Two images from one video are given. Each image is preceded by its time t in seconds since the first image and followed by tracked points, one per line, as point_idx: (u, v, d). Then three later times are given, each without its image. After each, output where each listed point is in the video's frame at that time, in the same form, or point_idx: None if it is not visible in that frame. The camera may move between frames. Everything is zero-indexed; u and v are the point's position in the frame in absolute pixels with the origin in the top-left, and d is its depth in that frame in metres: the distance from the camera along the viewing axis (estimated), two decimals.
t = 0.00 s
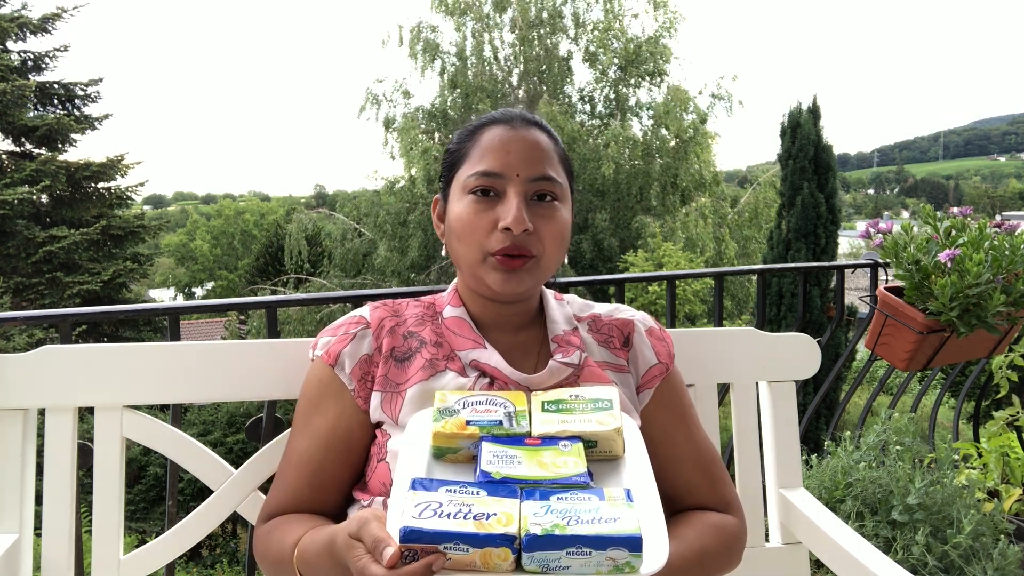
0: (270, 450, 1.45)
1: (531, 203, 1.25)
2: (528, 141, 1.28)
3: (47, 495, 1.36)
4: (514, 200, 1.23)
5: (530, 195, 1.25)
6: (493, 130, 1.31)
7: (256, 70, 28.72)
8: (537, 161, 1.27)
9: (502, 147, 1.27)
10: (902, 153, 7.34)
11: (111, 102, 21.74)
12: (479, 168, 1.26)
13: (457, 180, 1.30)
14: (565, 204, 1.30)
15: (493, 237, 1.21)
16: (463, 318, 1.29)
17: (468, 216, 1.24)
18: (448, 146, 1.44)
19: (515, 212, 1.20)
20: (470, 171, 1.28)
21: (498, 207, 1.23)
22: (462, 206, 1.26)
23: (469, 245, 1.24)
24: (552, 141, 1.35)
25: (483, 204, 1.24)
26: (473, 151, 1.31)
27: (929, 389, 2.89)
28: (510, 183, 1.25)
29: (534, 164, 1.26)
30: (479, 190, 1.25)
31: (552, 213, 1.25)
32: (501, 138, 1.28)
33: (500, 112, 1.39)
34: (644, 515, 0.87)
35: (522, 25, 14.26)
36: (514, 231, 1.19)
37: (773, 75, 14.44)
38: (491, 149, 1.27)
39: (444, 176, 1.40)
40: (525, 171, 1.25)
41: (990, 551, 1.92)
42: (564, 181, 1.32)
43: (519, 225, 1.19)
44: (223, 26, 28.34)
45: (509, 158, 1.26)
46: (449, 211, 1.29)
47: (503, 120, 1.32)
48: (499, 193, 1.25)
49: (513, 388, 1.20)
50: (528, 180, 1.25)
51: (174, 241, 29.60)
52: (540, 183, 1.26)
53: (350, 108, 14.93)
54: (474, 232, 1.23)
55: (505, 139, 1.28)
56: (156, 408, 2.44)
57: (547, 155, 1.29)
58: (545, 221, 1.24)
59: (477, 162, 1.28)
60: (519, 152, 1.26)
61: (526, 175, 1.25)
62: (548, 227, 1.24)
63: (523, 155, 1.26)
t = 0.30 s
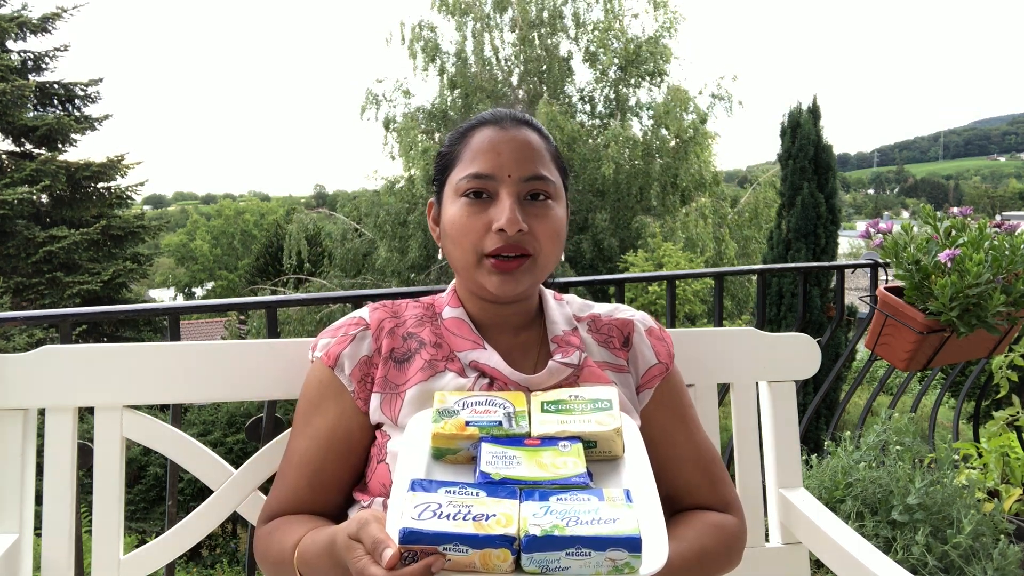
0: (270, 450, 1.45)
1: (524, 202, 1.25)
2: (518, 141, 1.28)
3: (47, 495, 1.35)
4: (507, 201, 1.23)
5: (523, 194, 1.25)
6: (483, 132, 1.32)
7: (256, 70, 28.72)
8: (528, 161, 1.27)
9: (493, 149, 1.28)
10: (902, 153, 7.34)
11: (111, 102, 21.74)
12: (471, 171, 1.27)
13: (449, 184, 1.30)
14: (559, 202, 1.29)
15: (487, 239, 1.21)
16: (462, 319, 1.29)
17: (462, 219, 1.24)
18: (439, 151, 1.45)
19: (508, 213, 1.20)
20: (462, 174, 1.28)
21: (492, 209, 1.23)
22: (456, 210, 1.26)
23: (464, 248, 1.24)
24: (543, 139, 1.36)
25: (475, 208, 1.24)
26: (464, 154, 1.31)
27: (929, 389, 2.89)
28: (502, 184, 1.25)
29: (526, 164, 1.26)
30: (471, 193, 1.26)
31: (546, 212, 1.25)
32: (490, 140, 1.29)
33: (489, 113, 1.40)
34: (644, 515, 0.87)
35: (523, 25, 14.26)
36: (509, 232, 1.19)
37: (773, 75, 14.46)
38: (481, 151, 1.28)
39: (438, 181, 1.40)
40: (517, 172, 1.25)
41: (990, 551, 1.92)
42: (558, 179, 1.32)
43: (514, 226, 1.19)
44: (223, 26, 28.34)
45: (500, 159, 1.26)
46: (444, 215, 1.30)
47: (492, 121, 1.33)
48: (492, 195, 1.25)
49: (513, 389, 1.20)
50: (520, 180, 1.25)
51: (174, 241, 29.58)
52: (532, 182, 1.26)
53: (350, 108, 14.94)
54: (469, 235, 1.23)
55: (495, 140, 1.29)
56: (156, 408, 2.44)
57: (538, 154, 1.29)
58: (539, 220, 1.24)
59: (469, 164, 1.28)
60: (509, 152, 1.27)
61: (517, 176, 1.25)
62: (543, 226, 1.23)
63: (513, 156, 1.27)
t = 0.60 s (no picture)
0: (270, 450, 1.45)
1: (522, 201, 1.25)
2: (513, 141, 1.28)
3: (47, 495, 1.36)
4: (505, 201, 1.23)
5: (520, 194, 1.26)
6: (477, 133, 1.32)
7: (256, 70, 28.71)
8: (525, 160, 1.27)
9: (488, 149, 1.27)
10: (902, 153, 7.34)
11: (111, 103, 21.75)
12: (468, 173, 1.27)
13: (445, 186, 1.30)
14: (556, 200, 1.30)
15: (486, 239, 1.22)
16: (462, 319, 1.29)
17: (460, 221, 1.24)
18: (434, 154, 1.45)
19: (507, 213, 1.20)
20: (459, 175, 1.28)
21: (489, 210, 1.23)
22: (453, 213, 1.26)
23: (464, 251, 1.24)
24: (538, 138, 1.36)
25: (473, 209, 1.24)
26: (460, 156, 1.31)
27: (930, 389, 2.89)
28: (499, 184, 1.25)
29: (523, 163, 1.26)
30: (468, 195, 1.26)
31: (544, 210, 1.25)
32: (485, 141, 1.29)
33: (481, 115, 1.41)
34: (644, 515, 0.87)
35: (523, 25, 14.26)
36: (507, 232, 1.19)
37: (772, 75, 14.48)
38: (477, 153, 1.28)
39: (435, 185, 1.40)
40: (514, 172, 1.25)
41: (990, 551, 1.92)
42: (555, 177, 1.31)
43: (512, 226, 1.19)
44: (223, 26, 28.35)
45: (496, 160, 1.26)
46: (441, 218, 1.30)
47: (487, 122, 1.33)
48: (489, 196, 1.25)
49: (513, 390, 1.20)
50: (517, 181, 1.25)
51: (174, 241, 29.57)
52: (530, 182, 1.26)
53: (350, 108, 14.95)
54: (467, 237, 1.23)
55: (490, 141, 1.28)
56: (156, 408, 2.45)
57: (533, 153, 1.29)
58: (537, 219, 1.24)
59: (465, 166, 1.28)
60: (505, 152, 1.27)
61: (514, 176, 1.25)
62: (541, 225, 1.23)
63: (509, 155, 1.27)
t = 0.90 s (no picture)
0: (270, 451, 1.45)
1: (520, 198, 1.25)
2: (509, 139, 1.28)
3: (47, 495, 1.36)
4: (504, 197, 1.23)
5: (518, 190, 1.26)
6: (473, 133, 1.32)
7: (256, 70, 28.71)
8: (521, 156, 1.27)
9: (484, 148, 1.28)
10: (902, 153, 7.35)
11: (112, 103, 21.74)
12: (465, 171, 1.27)
13: (444, 186, 1.30)
14: (554, 195, 1.30)
15: (487, 235, 1.21)
16: (463, 319, 1.29)
17: (461, 219, 1.24)
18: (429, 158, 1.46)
19: (507, 209, 1.20)
20: (456, 175, 1.28)
21: (488, 207, 1.23)
22: (453, 212, 1.26)
23: (465, 250, 1.24)
24: (532, 134, 1.36)
25: (473, 206, 1.24)
26: (457, 156, 1.31)
27: (929, 390, 2.89)
28: (497, 181, 1.25)
29: (519, 160, 1.26)
30: (467, 193, 1.26)
31: (542, 205, 1.26)
32: (482, 139, 1.29)
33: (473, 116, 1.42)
34: (646, 513, 0.87)
35: (523, 26, 14.24)
36: (508, 228, 1.19)
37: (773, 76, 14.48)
38: (474, 151, 1.28)
39: (432, 187, 1.40)
40: (511, 169, 1.25)
41: (990, 551, 1.92)
42: (551, 173, 1.32)
43: (513, 221, 1.19)
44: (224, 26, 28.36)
45: (493, 157, 1.26)
46: (440, 218, 1.29)
47: (482, 121, 1.33)
48: (488, 193, 1.25)
49: (514, 390, 1.20)
50: (514, 177, 1.25)
51: (174, 241, 29.54)
52: (527, 177, 1.26)
53: (349, 108, 14.96)
54: (468, 234, 1.23)
55: (486, 139, 1.28)
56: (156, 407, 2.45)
57: (529, 149, 1.29)
58: (536, 214, 1.24)
59: (462, 165, 1.28)
60: (502, 150, 1.27)
61: (511, 171, 1.25)
62: (541, 220, 1.24)
63: (505, 153, 1.27)
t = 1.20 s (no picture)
0: (270, 450, 1.45)
1: (517, 198, 1.25)
2: (507, 139, 1.28)
3: (47, 495, 1.36)
4: (500, 198, 1.23)
5: (516, 190, 1.25)
6: (471, 133, 1.32)
7: (256, 70, 28.70)
8: (519, 156, 1.27)
9: (481, 148, 1.27)
10: (902, 153, 7.35)
11: (112, 102, 21.75)
12: (462, 172, 1.27)
13: (441, 187, 1.31)
14: (552, 196, 1.29)
15: (483, 235, 1.21)
16: (462, 318, 1.29)
17: (458, 219, 1.24)
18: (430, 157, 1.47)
19: (503, 210, 1.20)
20: (454, 175, 1.28)
21: (485, 207, 1.23)
22: (450, 212, 1.26)
23: (462, 250, 1.24)
24: (531, 135, 1.35)
25: (469, 207, 1.24)
26: (455, 156, 1.31)
27: (929, 390, 2.89)
28: (493, 182, 1.25)
29: (517, 160, 1.26)
30: (464, 193, 1.26)
31: (539, 205, 1.25)
32: (479, 140, 1.29)
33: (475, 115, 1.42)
34: (645, 513, 0.87)
35: (523, 25, 14.22)
36: (504, 228, 1.19)
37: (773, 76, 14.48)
38: (471, 151, 1.28)
39: (431, 188, 1.40)
40: (508, 170, 1.25)
41: (990, 551, 1.92)
42: (549, 174, 1.31)
43: (509, 222, 1.19)
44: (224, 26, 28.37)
45: (489, 158, 1.26)
46: (439, 217, 1.29)
47: (480, 121, 1.33)
48: (484, 193, 1.25)
49: (512, 391, 1.20)
50: (511, 177, 1.25)
51: (174, 241, 29.52)
52: (525, 178, 1.26)
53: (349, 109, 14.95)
54: (464, 234, 1.23)
55: (483, 140, 1.28)
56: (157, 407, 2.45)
57: (527, 149, 1.29)
58: (533, 214, 1.23)
59: (459, 165, 1.28)
60: (499, 151, 1.26)
61: (508, 172, 1.25)
62: (537, 220, 1.24)
63: (502, 153, 1.26)
